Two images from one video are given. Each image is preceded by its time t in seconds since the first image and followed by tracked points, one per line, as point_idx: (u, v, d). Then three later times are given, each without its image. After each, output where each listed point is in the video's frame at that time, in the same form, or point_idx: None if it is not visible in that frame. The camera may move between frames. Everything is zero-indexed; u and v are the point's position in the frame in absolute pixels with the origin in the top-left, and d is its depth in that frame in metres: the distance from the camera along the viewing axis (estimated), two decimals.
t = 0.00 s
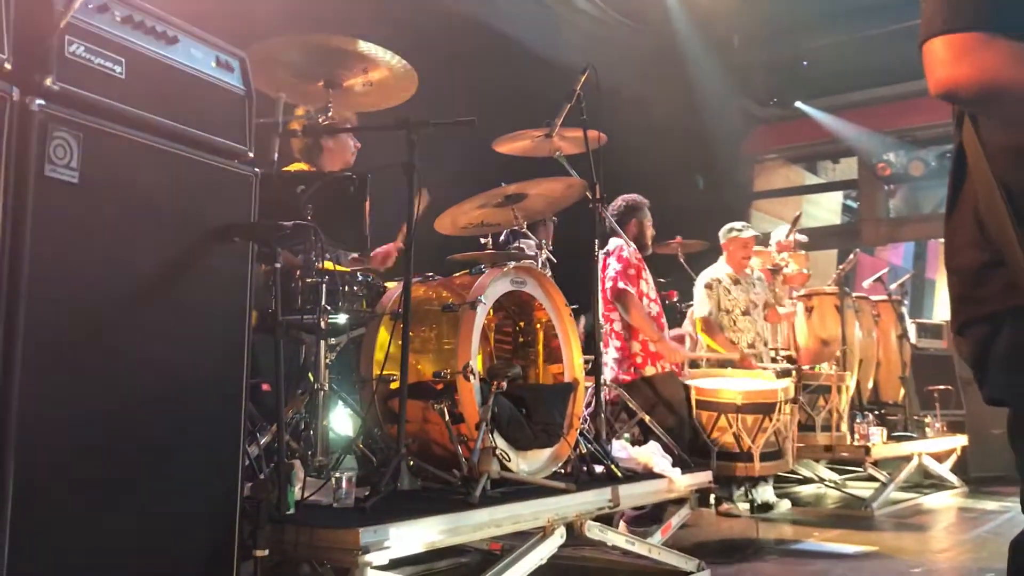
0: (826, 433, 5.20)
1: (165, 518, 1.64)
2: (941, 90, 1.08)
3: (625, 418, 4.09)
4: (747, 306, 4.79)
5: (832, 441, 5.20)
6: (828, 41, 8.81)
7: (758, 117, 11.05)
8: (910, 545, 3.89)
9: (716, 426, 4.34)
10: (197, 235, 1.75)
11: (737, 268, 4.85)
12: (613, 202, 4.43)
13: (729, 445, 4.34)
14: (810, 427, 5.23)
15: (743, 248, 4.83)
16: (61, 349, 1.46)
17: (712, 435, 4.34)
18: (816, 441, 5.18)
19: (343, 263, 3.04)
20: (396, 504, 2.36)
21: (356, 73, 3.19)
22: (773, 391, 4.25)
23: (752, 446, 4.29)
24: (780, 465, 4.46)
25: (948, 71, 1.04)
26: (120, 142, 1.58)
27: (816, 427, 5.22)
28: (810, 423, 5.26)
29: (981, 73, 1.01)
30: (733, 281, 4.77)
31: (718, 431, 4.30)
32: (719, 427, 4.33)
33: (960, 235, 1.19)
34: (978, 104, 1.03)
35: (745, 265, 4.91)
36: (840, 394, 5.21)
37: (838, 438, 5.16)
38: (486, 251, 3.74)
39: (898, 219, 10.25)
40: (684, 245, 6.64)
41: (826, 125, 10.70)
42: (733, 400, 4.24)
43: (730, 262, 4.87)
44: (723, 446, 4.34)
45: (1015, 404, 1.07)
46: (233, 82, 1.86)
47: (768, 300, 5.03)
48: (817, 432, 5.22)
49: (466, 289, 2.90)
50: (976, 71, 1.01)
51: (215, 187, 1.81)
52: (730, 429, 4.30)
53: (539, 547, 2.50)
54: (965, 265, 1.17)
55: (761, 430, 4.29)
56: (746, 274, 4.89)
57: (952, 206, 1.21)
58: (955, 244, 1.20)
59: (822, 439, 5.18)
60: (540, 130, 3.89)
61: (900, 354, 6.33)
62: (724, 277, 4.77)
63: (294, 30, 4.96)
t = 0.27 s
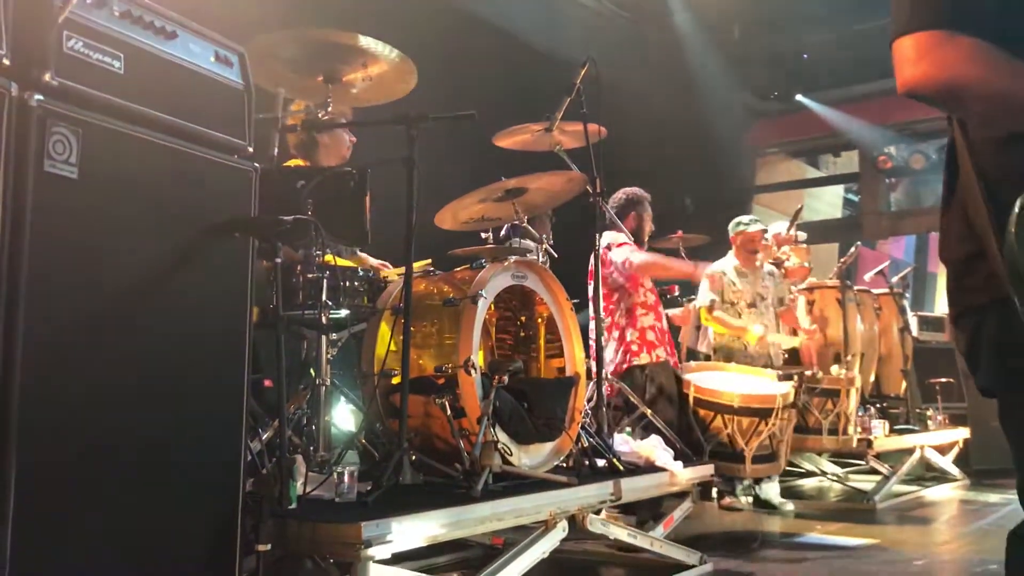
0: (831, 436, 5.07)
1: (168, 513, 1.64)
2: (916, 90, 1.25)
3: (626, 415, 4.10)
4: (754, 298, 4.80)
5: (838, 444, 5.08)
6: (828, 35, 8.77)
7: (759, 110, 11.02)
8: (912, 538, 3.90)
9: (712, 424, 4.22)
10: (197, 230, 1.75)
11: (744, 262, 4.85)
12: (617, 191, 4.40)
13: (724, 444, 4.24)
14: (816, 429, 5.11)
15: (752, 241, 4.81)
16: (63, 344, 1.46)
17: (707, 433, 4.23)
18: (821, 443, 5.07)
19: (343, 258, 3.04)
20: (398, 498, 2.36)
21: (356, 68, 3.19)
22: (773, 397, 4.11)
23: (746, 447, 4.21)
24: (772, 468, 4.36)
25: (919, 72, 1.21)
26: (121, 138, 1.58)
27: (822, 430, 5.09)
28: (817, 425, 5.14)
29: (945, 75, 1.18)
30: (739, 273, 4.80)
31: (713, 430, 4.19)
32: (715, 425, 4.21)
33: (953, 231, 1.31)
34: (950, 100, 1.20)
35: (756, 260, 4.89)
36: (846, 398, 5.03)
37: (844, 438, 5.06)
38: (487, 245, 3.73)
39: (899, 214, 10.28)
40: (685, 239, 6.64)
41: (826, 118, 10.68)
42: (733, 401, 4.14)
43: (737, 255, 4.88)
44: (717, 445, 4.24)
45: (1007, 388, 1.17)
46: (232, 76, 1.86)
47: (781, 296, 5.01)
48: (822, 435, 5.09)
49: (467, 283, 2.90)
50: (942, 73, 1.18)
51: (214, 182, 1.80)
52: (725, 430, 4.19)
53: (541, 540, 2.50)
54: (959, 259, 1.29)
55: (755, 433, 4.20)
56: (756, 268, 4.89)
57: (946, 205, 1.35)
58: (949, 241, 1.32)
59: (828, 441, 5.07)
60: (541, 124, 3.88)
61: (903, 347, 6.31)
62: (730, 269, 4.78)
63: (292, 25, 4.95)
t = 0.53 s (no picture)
0: (828, 427, 4.99)
1: (169, 506, 1.64)
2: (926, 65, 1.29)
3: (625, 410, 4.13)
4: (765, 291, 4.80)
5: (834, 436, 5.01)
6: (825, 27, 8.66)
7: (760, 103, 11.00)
8: (912, 530, 3.90)
9: (705, 410, 4.28)
10: (197, 221, 1.74)
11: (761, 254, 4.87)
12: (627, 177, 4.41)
13: (717, 429, 4.27)
14: (813, 420, 5.00)
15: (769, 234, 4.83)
16: (63, 334, 1.45)
17: (701, 420, 4.29)
18: (818, 433, 4.98)
19: (343, 250, 3.04)
20: (399, 490, 2.36)
21: (356, 58, 3.17)
22: (761, 378, 4.15)
23: (738, 431, 4.22)
24: (770, 454, 4.36)
25: (934, 47, 1.25)
26: (121, 128, 1.57)
27: (819, 421, 4.99)
28: (813, 416, 5.02)
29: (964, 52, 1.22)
30: (755, 263, 4.81)
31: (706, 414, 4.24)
32: (707, 411, 4.27)
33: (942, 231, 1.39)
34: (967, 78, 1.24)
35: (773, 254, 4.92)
36: (843, 390, 5.03)
37: (842, 429, 5.01)
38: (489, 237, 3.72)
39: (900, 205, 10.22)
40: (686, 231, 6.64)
41: (828, 110, 10.66)
42: (723, 384, 4.19)
43: (755, 247, 4.90)
44: (711, 430, 4.28)
45: (998, 371, 1.24)
46: (231, 65, 1.85)
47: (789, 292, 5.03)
48: (820, 426, 4.99)
49: (468, 274, 2.89)
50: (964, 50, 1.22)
51: (214, 172, 1.80)
52: (718, 414, 4.24)
53: (542, 532, 2.49)
54: (946, 251, 1.37)
55: (745, 415, 4.21)
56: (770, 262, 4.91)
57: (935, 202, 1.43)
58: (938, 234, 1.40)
59: (825, 433, 4.98)
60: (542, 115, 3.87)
61: (904, 340, 6.31)
62: (747, 258, 4.80)
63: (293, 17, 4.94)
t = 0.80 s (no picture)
0: (832, 422, 5.01)
1: (176, 497, 1.64)
2: (958, 42, 1.32)
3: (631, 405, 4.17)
4: (774, 289, 4.79)
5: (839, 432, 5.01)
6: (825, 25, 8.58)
7: (763, 99, 11.00)
8: (914, 526, 3.91)
9: (707, 407, 4.26)
10: (205, 213, 1.75)
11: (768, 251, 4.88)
12: (630, 169, 4.38)
13: (718, 427, 4.28)
14: (818, 417, 5.02)
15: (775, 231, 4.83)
16: (71, 325, 1.46)
17: (703, 416, 4.28)
18: (822, 429, 5.00)
19: (348, 244, 3.04)
20: (404, 483, 2.37)
21: (362, 52, 3.18)
22: (765, 379, 4.14)
23: (741, 431, 4.23)
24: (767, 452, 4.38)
25: (964, 19, 1.29)
26: (128, 120, 1.57)
27: (823, 418, 5.01)
28: (817, 413, 5.06)
29: (992, 27, 1.26)
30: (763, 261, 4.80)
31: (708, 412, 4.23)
32: (710, 408, 4.26)
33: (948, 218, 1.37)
34: (995, 52, 1.27)
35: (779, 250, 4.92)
36: (847, 385, 4.99)
37: (846, 425, 5.01)
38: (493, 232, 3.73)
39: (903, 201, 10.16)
40: (690, 227, 6.64)
41: (831, 107, 10.66)
42: (726, 382, 4.15)
43: (763, 244, 4.91)
44: (712, 427, 4.29)
45: (1006, 364, 1.25)
46: (238, 58, 1.85)
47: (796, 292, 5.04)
48: (824, 421, 5.01)
49: (473, 268, 2.90)
50: (991, 25, 1.26)
51: (221, 165, 1.80)
52: (720, 412, 4.23)
53: (546, 526, 2.50)
54: (953, 236, 1.35)
55: (748, 416, 4.21)
56: (778, 261, 4.92)
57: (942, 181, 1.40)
58: (944, 214, 1.38)
59: (829, 429, 5.01)
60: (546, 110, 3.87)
61: (907, 336, 6.32)
62: (754, 255, 4.77)
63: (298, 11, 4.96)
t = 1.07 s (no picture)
0: (834, 419, 4.98)
1: (181, 499, 1.65)
2: (957, 45, 1.14)
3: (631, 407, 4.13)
4: (770, 287, 4.81)
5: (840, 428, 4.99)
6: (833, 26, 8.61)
7: (767, 101, 11.01)
8: (916, 530, 3.91)
9: (712, 407, 4.21)
10: (210, 215, 1.76)
11: (769, 251, 4.84)
12: (629, 163, 4.35)
13: (723, 426, 4.23)
14: (818, 414, 4.96)
15: (773, 229, 4.79)
16: (78, 327, 1.47)
17: (706, 415, 4.24)
18: (822, 426, 4.95)
19: (353, 246, 3.06)
20: (407, 485, 2.37)
21: (367, 55, 3.19)
22: (767, 377, 4.17)
23: (745, 429, 4.21)
24: (768, 450, 4.38)
25: (964, 29, 1.11)
26: (136, 123, 1.58)
27: (824, 414, 4.95)
28: (818, 410, 4.97)
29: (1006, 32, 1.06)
30: (761, 261, 4.83)
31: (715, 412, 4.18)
32: (715, 407, 4.21)
33: (956, 220, 1.27)
34: (998, 60, 1.09)
35: (779, 249, 4.87)
36: (847, 380, 4.97)
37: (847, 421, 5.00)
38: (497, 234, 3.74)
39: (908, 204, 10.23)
40: (693, 229, 6.65)
41: (836, 110, 10.67)
42: (731, 381, 4.14)
43: (762, 243, 4.85)
44: (717, 426, 4.24)
45: (1016, 381, 1.16)
46: (244, 62, 1.86)
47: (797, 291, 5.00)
48: (825, 418, 4.96)
49: (477, 271, 2.91)
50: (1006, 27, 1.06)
51: (227, 168, 1.81)
52: (726, 411, 4.19)
53: (548, 528, 2.51)
54: (962, 241, 1.25)
55: (752, 414, 4.21)
56: (779, 260, 4.88)
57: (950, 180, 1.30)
58: (952, 217, 1.28)
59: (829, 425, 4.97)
60: (551, 113, 3.88)
61: (910, 339, 6.32)
62: (752, 255, 4.82)
63: (304, 12, 4.97)
